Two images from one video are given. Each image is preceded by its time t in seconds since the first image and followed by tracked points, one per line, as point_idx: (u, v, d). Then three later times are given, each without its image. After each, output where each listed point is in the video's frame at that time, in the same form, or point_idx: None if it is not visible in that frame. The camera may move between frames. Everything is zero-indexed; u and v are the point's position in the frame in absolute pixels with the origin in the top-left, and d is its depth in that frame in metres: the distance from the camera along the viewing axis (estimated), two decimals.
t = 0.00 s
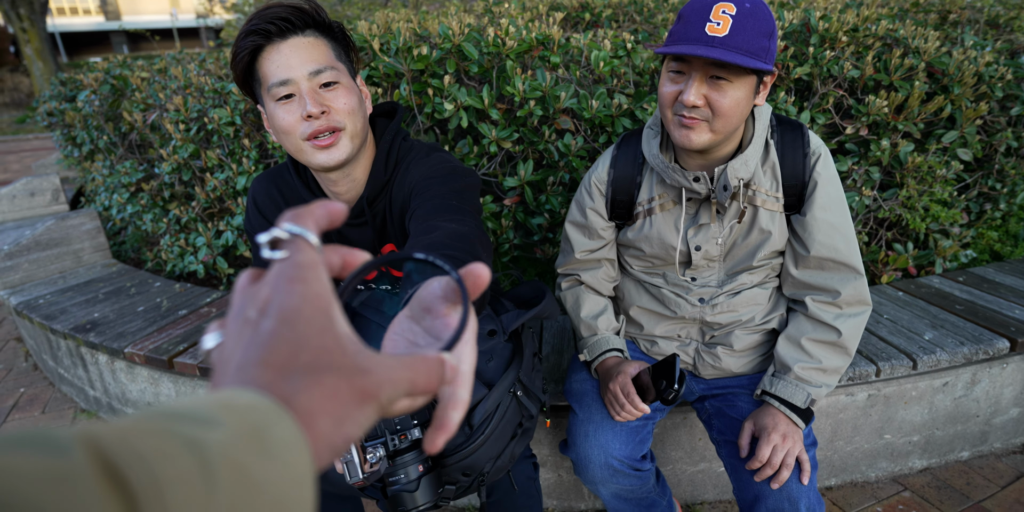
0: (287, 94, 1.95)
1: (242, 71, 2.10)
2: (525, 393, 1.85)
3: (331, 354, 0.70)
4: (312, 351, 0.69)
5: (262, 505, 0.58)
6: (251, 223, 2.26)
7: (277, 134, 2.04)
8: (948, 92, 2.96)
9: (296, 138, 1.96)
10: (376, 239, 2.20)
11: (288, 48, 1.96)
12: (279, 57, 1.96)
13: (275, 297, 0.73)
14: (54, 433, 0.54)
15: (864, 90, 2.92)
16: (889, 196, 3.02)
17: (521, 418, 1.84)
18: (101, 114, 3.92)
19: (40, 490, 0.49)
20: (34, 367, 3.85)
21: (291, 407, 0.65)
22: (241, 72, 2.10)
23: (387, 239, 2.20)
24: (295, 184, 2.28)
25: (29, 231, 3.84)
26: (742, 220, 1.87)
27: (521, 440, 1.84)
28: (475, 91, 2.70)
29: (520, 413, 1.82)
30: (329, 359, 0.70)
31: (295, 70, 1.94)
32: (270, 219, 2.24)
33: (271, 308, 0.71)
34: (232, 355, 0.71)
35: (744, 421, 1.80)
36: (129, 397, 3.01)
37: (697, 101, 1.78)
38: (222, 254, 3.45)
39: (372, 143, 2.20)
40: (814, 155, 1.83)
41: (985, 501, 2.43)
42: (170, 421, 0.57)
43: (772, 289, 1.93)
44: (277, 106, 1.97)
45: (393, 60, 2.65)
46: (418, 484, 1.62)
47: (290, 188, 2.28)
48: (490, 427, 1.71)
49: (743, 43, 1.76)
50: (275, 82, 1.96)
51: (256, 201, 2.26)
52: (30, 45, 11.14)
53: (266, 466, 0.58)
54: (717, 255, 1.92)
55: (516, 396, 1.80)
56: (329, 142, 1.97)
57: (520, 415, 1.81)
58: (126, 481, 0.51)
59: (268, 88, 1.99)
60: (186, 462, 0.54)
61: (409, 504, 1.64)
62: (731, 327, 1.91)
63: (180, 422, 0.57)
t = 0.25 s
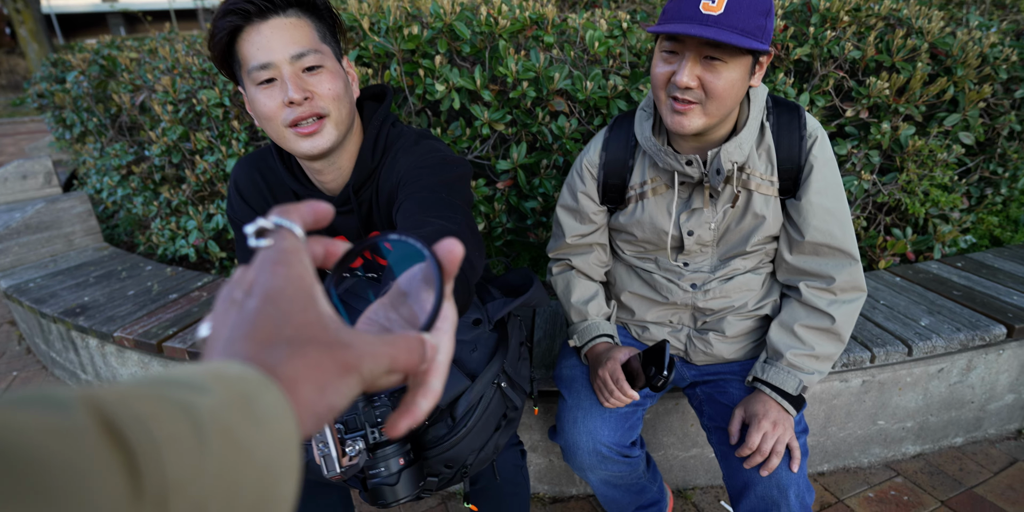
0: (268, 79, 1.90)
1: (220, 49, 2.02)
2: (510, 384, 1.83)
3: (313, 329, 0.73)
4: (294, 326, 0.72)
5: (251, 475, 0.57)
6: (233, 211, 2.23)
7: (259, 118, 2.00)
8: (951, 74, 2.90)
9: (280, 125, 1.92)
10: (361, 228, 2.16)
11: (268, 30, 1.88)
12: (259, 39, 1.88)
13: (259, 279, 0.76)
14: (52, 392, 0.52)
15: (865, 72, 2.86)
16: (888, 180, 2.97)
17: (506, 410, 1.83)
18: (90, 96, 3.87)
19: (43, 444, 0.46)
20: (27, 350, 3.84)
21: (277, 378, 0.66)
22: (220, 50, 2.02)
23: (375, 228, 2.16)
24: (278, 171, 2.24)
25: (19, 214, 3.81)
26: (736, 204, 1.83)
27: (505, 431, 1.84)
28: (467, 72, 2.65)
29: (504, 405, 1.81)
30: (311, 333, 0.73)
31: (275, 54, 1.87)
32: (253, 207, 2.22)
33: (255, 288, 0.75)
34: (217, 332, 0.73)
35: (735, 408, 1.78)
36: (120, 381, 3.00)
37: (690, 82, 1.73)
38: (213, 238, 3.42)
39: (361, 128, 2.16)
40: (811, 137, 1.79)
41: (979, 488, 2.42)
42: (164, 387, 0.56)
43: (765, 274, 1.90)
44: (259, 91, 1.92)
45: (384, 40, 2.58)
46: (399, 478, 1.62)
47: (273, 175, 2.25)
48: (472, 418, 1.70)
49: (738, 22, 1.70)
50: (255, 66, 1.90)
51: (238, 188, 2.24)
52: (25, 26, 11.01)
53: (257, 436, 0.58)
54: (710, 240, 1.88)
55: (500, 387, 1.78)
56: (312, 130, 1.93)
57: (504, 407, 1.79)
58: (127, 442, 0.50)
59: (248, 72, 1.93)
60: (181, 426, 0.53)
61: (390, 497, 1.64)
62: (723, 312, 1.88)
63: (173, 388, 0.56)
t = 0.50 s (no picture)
0: (256, 67, 1.83)
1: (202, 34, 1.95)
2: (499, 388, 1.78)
3: (315, 316, 0.72)
4: (296, 312, 0.71)
5: (248, 454, 0.59)
6: (218, 206, 2.14)
7: (246, 106, 1.93)
8: (952, 71, 2.84)
9: (267, 113, 1.86)
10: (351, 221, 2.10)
11: (253, 15, 1.80)
12: (245, 24, 1.81)
13: (264, 266, 0.75)
14: (60, 372, 0.56)
15: (865, 68, 2.80)
16: (888, 179, 2.92)
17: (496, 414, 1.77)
18: (77, 88, 3.80)
19: (49, 418, 0.50)
20: (14, 346, 3.78)
21: (274, 361, 0.66)
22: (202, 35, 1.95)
23: (364, 221, 2.11)
24: (264, 162, 2.14)
25: (5, 207, 3.74)
26: (730, 204, 1.77)
27: (495, 436, 1.78)
28: (458, 66, 2.59)
29: (493, 409, 1.75)
30: (311, 321, 0.71)
31: (262, 39, 1.80)
32: (240, 202, 2.13)
33: (259, 274, 0.74)
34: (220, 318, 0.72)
35: (728, 415, 1.74)
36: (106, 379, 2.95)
37: (703, 81, 1.66)
38: (201, 233, 3.36)
39: (351, 119, 2.11)
40: (807, 135, 1.73)
41: (977, 494, 2.38)
42: (162, 368, 0.58)
43: (760, 276, 1.85)
44: (246, 78, 1.86)
45: (372, 31, 2.52)
46: (382, 486, 1.57)
47: (259, 167, 2.15)
48: (460, 422, 1.64)
49: (752, 18, 1.64)
50: (241, 52, 1.82)
51: (223, 182, 2.15)
52: (18, 16, 10.88)
53: (253, 417, 0.59)
54: (703, 241, 1.83)
55: (488, 391, 1.72)
56: (302, 119, 1.87)
57: (492, 411, 1.74)
58: (127, 419, 0.53)
59: (233, 58, 1.86)
60: (178, 407, 0.55)
61: (373, 506, 1.59)
62: (717, 315, 1.83)
63: (171, 369, 0.58)
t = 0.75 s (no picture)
0: (271, 53, 1.76)
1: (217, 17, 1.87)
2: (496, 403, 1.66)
3: (326, 349, 0.70)
4: (308, 343, 0.68)
5: (251, 488, 0.56)
6: (217, 201, 2.01)
7: (256, 92, 1.86)
8: (965, 79, 2.75)
9: (277, 99, 1.79)
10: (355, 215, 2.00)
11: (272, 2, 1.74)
12: (263, 11, 1.74)
13: (284, 300, 0.74)
14: (76, 402, 0.54)
15: (874, 75, 2.72)
16: (897, 190, 2.83)
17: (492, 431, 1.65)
18: (73, 96, 3.76)
19: (67, 457, 0.48)
20: (6, 357, 3.73)
21: (281, 389, 0.62)
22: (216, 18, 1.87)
23: (367, 216, 2.02)
24: (267, 155, 2.04)
25: None
26: (735, 221, 1.69)
27: (491, 455, 1.66)
28: (455, 74, 2.52)
29: (489, 425, 1.63)
30: (322, 352, 0.69)
31: (280, 26, 1.74)
32: (241, 196, 2.00)
33: (277, 308, 0.72)
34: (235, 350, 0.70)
35: (732, 442, 1.65)
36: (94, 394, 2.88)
37: (706, 95, 1.59)
38: (195, 244, 3.30)
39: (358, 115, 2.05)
40: (816, 149, 1.65)
41: None
42: (173, 397, 0.56)
43: (766, 296, 1.77)
44: (259, 64, 1.78)
45: (367, 39, 2.46)
46: (368, 506, 1.46)
47: (261, 161, 2.05)
48: (455, 439, 1.53)
49: (760, 28, 1.57)
50: (257, 38, 1.76)
51: (224, 177, 2.03)
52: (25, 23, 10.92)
53: (261, 450, 0.57)
54: (707, 258, 1.75)
55: (485, 407, 1.61)
56: (314, 109, 1.81)
57: (489, 428, 1.63)
58: (141, 455, 0.51)
59: (248, 42, 1.79)
60: (188, 440, 0.53)
61: None
62: (721, 337, 1.75)
63: (182, 398, 0.56)
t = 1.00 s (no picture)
0: (293, 41, 1.67)
1: None
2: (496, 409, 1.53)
3: (227, 393, 0.57)
4: (200, 394, 0.57)
5: None
6: (221, 190, 1.84)
7: (273, 78, 1.76)
8: (969, 86, 2.69)
9: (297, 87, 1.70)
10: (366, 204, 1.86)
11: None
12: None
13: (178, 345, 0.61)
14: None
15: (877, 81, 2.65)
16: (900, 199, 2.76)
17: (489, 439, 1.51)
18: (56, 99, 3.67)
19: None
20: None
21: (162, 456, 0.51)
22: None
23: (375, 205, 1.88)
24: (275, 142, 1.89)
25: None
26: (738, 233, 1.62)
27: (489, 463, 1.52)
28: (446, 78, 2.44)
29: (488, 431, 1.50)
30: (222, 397, 0.57)
31: (306, 15, 1.66)
32: (247, 185, 1.84)
33: (169, 356, 0.60)
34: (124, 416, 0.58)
35: (734, 465, 1.58)
36: (73, 406, 2.78)
37: (692, 99, 1.51)
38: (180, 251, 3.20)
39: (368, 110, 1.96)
40: (823, 159, 1.58)
41: None
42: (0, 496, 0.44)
43: (770, 311, 1.69)
44: (279, 51, 1.69)
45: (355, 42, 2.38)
46: None
47: (270, 148, 1.89)
48: (452, 444, 1.41)
49: (749, 29, 1.48)
50: (279, 25, 1.67)
51: (229, 165, 1.87)
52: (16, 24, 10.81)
53: None
54: (708, 272, 1.68)
55: (483, 413, 1.48)
56: (333, 102, 1.72)
57: (487, 435, 1.49)
58: None
59: (269, 28, 1.69)
60: None
61: None
62: (722, 354, 1.67)
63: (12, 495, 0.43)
